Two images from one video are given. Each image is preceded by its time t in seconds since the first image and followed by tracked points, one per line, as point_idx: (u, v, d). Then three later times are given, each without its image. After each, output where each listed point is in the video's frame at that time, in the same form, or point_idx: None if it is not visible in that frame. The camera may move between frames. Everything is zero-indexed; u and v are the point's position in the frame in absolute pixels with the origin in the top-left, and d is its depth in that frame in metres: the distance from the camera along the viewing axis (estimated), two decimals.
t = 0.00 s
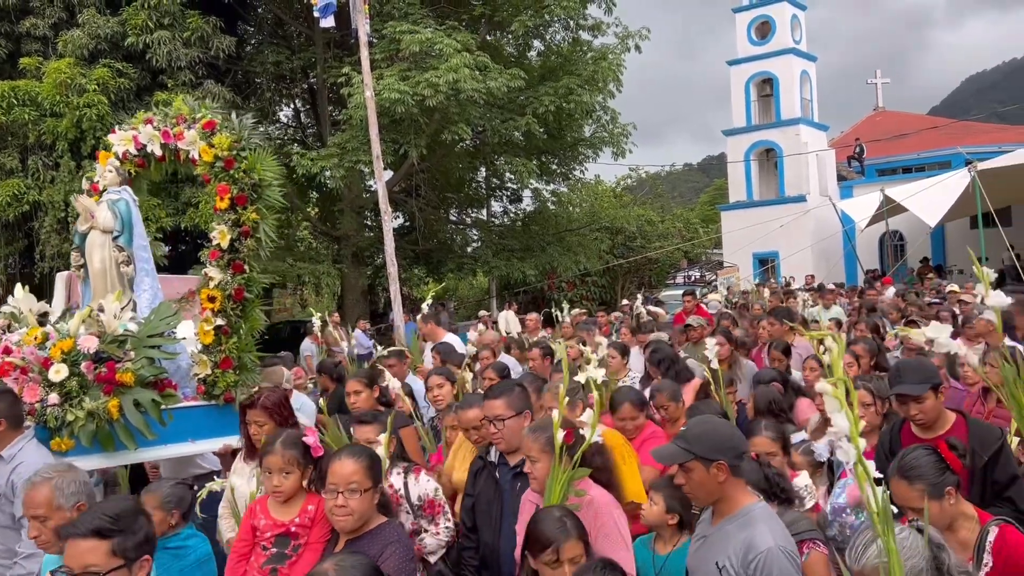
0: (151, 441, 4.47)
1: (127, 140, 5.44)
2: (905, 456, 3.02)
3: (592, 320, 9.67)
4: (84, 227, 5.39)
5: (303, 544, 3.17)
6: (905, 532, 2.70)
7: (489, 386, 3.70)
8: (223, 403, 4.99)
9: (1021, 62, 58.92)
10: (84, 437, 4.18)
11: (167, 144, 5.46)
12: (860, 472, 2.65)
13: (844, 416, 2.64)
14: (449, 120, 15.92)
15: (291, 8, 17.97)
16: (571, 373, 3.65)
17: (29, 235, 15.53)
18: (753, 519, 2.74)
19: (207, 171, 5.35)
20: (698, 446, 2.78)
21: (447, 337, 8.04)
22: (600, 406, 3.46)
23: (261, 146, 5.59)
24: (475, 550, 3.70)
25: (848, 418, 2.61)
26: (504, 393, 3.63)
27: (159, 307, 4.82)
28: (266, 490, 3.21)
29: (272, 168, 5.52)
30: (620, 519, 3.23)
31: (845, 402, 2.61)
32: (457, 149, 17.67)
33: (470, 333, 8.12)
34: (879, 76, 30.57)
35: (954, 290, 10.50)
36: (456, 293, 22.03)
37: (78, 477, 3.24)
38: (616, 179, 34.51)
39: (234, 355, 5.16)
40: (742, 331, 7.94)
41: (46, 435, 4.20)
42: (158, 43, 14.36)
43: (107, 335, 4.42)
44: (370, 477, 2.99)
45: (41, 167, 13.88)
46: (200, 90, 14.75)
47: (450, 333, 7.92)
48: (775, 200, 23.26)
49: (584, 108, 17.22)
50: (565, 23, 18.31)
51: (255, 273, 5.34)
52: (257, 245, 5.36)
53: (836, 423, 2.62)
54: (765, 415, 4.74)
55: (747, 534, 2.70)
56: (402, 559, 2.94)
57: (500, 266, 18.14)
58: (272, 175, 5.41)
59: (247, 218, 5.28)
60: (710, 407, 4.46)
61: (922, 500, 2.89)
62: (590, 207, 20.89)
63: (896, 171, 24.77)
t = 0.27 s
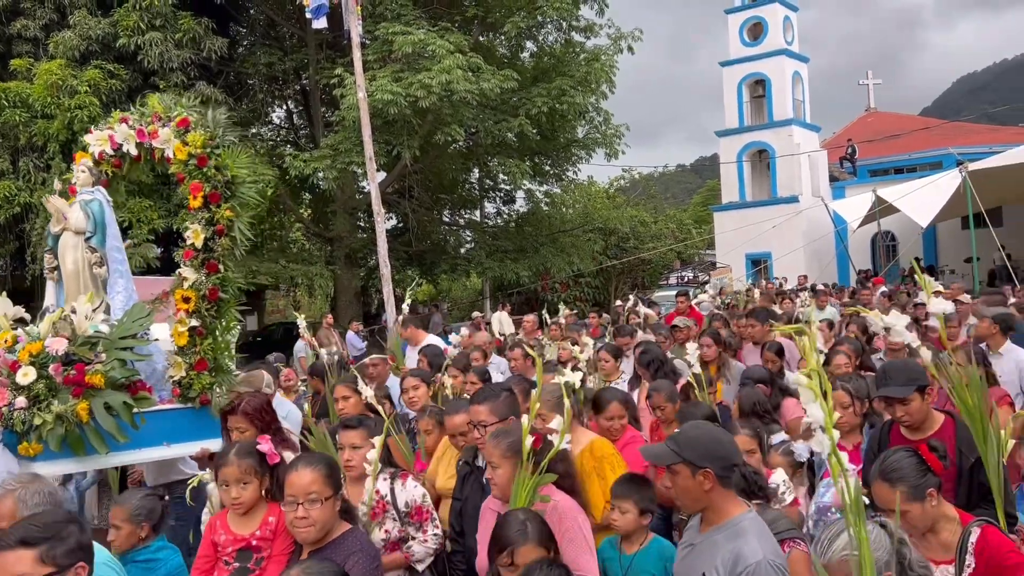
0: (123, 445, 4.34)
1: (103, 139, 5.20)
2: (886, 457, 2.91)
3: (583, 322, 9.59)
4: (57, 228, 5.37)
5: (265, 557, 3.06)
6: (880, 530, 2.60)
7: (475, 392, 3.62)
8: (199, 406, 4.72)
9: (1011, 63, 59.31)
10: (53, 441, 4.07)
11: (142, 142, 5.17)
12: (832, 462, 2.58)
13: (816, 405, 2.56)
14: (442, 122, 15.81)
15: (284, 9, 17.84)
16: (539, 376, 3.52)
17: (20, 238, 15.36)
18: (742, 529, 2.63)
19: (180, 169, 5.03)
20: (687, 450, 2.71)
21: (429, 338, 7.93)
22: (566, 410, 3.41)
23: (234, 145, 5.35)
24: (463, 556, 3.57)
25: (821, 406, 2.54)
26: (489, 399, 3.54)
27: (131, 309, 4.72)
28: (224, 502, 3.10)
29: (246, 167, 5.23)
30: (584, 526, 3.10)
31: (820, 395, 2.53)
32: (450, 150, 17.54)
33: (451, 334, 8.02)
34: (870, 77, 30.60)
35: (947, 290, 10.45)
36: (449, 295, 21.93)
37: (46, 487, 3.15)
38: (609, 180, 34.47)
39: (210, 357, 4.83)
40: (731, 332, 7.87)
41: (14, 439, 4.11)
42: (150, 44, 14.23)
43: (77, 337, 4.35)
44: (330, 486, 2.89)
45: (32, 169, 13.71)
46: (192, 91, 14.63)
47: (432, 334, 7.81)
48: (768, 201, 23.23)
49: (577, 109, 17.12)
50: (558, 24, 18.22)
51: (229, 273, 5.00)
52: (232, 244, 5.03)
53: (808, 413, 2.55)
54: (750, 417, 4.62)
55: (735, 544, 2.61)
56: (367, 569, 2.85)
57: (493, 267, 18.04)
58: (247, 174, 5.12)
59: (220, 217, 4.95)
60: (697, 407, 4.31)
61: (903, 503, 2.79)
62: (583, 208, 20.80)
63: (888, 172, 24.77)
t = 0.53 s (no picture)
0: (98, 450, 4.21)
1: (81, 140, 5.06)
2: (882, 460, 2.84)
3: (575, 323, 9.52)
4: (32, 230, 5.28)
5: None
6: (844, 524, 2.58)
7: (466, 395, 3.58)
8: (175, 411, 4.49)
9: (1001, 64, 59.56)
10: (22, 447, 3.97)
11: (120, 143, 4.99)
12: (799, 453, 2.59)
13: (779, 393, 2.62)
14: (435, 122, 15.73)
15: (276, 10, 17.74)
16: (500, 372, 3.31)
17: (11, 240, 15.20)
18: (725, 533, 2.57)
19: (157, 169, 4.82)
20: (675, 450, 2.62)
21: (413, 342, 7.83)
22: (529, 406, 3.19)
23: (214, 145, 5.12)
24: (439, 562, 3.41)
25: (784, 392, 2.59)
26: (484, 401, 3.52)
27: (108, 311, 4.60)
28: (196, 516, 3.07)
29: (225, 167, 5.04)
30: (547, 527, 3.07)
31: (785, 384, 2.61)
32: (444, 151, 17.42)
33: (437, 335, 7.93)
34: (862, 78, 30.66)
35: (939, 291, 10.42)
36: (443, 296, 21.86)
37: (30, 497, 3.08)
38: (603, 181, 34.45)
39: (189, 360, 4.62)
40: (724, 333, 7.82)
41: None
42: (142, 46, 14.11)
43: (51, 341, 4.24)
44: (308, 510, 2.81)
45: (23, 170, 13.53)
46: (184, 93, 14.52)
47: (415, 337, 7.73)
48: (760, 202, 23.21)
49: (571, 109, 17.05)
50: (551, 24, 18.14)
51: (208, 276, 4.77)
52: (211, 246, 4.79)
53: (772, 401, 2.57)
54: (740, 419, 4.52)
55: (718, 548, 2.54)
56: None
57: (487, 268, 17.95)
58: (225, 173, 4.92)
59: (198, 217, 4.73)
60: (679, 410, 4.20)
61: (898, 506, 2.71)
62: (577, 209, 20.75)
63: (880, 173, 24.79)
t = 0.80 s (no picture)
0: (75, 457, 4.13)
1: (60, 137, 4.99)
2: (886, 464, 2.77)
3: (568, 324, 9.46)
4: (7, 229, 5.15)
5: None
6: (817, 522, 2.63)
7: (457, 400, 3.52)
8: (156, 415, 4.41)
9: (992, 65, 59.80)
10: None
11: (100, 141, 4.95)
12: (774, 451, 2.54)
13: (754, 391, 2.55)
14: (429, 123, 15.65)
15: (269, 10, 17.62)
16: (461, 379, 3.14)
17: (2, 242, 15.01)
18: (699, 534, 2.55)
19: (138, 167, 4.71)
20: (654, 450, 2.59)
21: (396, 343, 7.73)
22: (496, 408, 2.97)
23: (195, 142, 5.03)
24: None
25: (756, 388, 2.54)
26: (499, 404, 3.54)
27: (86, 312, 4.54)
28: (179, 522, 3.04)
29: (207, 166, 4.93)
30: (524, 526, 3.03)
31: (758, 381, 2.53)
32: (438, 152, 17.34)
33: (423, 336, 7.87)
34: (854, 78, 30.83)
35: (929, 291, 10.43)
36: (437, 297, 21.78)
37: (16, 511, 3.02)
38: (597, 182, 34.41)
39: (170, 363, 4.51)
40: (715, 334, 7.77)
41: None
42: (135, 46, 13.99)
43: (24, 346, 4.14)
44: (282, 531, 2.74)
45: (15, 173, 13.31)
46: (178, 93, 14.39)
47: (400, 339, 7.68)
48: (754, 202, 23.18)
49: (565, 110, 17.00)
50: (545, 25, 18.08)
51: (189, 277, 4.65)
52: (192, 246, 4.68)
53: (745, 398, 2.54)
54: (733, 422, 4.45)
55: (693, 548, 2.52)
56: None
57: (481, 268, 17.88)
58: (208, 171, 4.81)
59: (180, 216, 4.63)
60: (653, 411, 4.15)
61: (905, 508, 2.63)
62: (571, 209, 20.68)
63: (873, 173, 24.82)
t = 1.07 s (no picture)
0: (57, 461, 4.07)
1: (39, 134, 4.92)
2: (889, 467, 2.77)
3: (561, 325, 9.43)
4: None
5: None
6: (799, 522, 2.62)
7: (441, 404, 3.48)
8: (141, 419, 4.38)
9: (986, 64, 59.98)
10: None
11: (80, 140, 4.89)
12: (753, 453, 2.60)
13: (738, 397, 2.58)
14: (424, 123, 15.60)
15: (263, 10, 17.56)
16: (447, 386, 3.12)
17: None
18: (664, 527, 2.55)
19: (121, 167, 4.70)
20: (622, 446, 2.60)
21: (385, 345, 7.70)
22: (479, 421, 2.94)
23: (179, 141, 5.01)
24: None
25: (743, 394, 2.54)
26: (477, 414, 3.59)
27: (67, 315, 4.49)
28: (151, 532, 3.05)
29: (191, 165, 4.93)
30: (504, 548, 2.94)
31: (743, 385, 2.51)
32: (433, 152, 17.30)
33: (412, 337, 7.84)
34: (849, 78, 30.89)
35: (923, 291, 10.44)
36: (432, 298, 21.74)
37: None
38: (592, 182, 34.39)
39: (154, 366, 4.52)
40: (708, 335, 7.75)
41: None
42: (129, 47, 13.92)
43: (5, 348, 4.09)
44: (238, 551, 2.69)
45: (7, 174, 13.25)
46: (172, 94, 14.33)
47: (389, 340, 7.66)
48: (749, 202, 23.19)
49: (560, 110, 16.98)
50: (539, 26, 18.05)
51: (174, 278, 4.69)
52: (177, 247, 4.70)
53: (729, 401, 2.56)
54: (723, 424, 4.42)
55: (657, 542, 2.52)
56: None
57: (476, 269, 17.84)
58: (192, 171, 4.81)
59: (164, 217, 4.63)
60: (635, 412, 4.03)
61: (917, 510, 2.63)
62: (566, 210, 20.64)
63: (868, 173, 24.86)
